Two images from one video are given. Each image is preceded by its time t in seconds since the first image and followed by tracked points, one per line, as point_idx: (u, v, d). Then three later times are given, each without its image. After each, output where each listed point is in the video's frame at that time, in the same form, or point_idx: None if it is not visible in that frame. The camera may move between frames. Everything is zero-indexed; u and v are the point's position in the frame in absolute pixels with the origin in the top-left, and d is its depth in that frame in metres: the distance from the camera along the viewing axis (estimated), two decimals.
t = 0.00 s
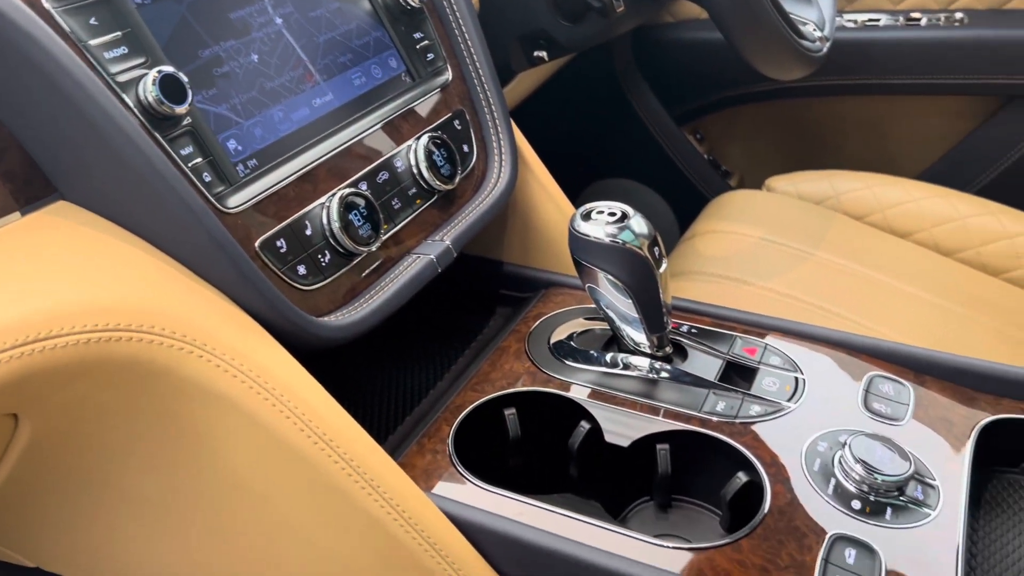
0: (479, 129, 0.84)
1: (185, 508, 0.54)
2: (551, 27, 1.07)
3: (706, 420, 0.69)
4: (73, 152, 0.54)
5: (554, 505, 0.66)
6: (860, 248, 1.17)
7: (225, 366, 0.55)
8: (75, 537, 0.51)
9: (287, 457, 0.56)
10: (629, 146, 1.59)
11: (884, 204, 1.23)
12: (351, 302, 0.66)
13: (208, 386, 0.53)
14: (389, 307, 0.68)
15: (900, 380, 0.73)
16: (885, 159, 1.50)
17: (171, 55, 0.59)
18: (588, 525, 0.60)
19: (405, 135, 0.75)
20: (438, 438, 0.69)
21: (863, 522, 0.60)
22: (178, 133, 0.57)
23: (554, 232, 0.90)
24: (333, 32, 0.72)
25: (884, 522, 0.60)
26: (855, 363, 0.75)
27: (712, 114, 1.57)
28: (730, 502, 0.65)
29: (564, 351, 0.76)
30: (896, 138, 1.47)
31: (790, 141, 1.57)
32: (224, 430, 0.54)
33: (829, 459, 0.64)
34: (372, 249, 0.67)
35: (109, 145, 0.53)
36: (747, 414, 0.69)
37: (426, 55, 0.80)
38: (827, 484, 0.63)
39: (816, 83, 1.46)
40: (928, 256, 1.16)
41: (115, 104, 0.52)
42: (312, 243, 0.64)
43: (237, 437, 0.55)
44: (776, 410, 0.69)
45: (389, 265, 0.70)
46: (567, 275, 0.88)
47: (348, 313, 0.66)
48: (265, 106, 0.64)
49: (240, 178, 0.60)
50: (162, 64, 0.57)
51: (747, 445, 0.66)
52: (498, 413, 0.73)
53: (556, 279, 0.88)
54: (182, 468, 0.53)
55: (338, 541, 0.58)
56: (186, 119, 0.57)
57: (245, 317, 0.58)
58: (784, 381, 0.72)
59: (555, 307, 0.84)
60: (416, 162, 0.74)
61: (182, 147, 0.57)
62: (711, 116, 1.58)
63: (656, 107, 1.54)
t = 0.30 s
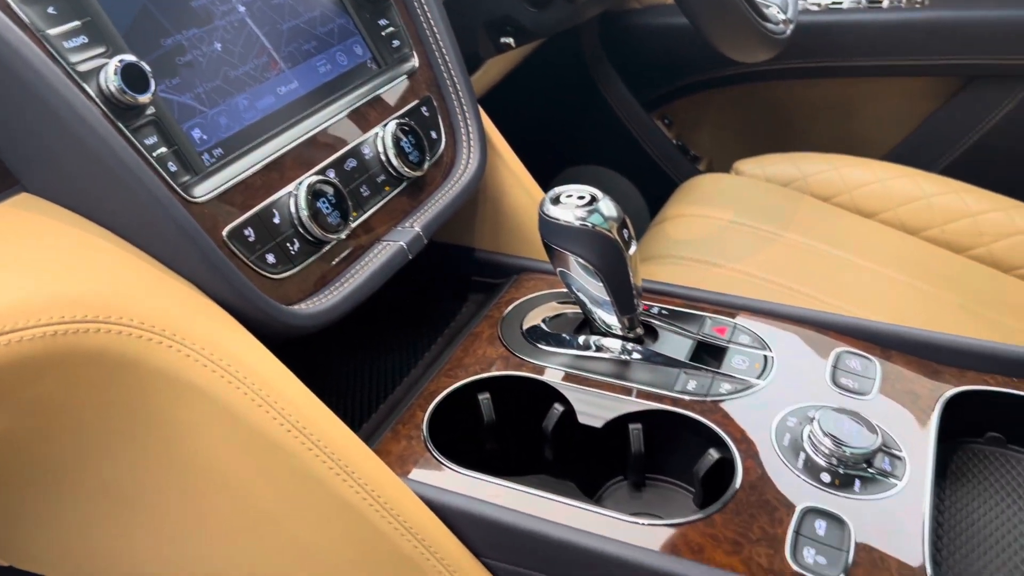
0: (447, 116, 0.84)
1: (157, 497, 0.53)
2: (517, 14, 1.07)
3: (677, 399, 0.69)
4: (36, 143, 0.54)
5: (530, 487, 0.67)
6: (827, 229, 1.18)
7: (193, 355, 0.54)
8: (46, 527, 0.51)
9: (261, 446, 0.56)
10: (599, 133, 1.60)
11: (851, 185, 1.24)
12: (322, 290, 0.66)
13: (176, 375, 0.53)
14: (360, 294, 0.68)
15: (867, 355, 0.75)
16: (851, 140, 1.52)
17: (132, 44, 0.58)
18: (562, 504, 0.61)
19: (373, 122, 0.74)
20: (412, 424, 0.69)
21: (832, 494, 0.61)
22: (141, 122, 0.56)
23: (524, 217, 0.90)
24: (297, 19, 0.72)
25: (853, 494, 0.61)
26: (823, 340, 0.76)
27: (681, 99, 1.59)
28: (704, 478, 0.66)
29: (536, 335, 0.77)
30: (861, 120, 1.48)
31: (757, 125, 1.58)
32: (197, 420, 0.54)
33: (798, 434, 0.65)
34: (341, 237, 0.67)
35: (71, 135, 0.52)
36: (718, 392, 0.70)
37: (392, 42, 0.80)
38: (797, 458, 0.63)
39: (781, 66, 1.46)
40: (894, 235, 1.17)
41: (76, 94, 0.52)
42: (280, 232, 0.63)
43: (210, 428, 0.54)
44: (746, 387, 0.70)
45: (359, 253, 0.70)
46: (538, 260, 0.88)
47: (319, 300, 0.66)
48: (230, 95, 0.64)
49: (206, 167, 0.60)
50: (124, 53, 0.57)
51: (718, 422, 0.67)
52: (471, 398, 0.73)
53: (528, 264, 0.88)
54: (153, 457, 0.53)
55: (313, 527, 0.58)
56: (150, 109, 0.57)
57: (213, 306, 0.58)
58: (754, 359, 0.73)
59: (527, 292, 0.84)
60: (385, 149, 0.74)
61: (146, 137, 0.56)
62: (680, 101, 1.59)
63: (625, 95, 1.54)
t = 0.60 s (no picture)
0: (419, 97, 0.84)
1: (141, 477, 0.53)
2: None
3: (653, 369, 0.71)
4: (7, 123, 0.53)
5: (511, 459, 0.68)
6: (797, 206, 1.20)
7: (173, 334, 0.54)
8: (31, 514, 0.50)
9: (242, 424, 0.56)
10: (569, 117, 1.60)
11: (818, 162, 1.26)
12: (299, 270, 0.67)
13: (158, 355, 0.53)
14: (338, 273, 0.68)
15: (837, 323, 0.76)
16: (817, 120, 1.54)
17: (102, 24, 0.58)
18: (544, 474, 0.62)
19: (345, 102, 0.75)
20: (393, 402, 0.69)
21: (806, 457, 0.62)
22: (113, 103, 0.56)
23: (497, 193, 0.91)
24: None
25: (827, 456, 0.62)
26: (794, 310, 0.78)
27: (650, 81, 1.60)
28: (681, 446, 0.67)
29: (512, 312, 0.78)
30: (827, 98, 1.50)
31: (725, 106, 1.60)
32: (180, 400, 0.54)
33: (772, 401, 0.66)
34: (316, 216, 0.68)
35: (43, 115, 0.52)
36: (693, 362, 0.71)
37: (362, 22, 0.80)
38: (772, 424, 0.65)
39: (748, 46, 1.48)
40: (861, 210, 1.19)
41: (47, 75, 0.51)
42: (256, 212, 0.63)
43: (192, 407, 0.54)
44: (720, 357, 0.71)
45: (335, 233, 0.70)
46: (513, 240, 0.89)
47: (297, 280, 0.66)
48: (201, 76, 0.64)
49: (180, 147, 0.60)
50: (93, 33, 0.56)
51: (694, 391, 0.68)
52: (450, 375, 0.74)
53: (503, 243, 0.89)
54: (137, 438, 0.52)
55: (296, 503, 0.58)
56: (121, 89, 0.57)
57: (190, 284, 0.58)
58: (727, 329, 0.75)
59: (502, 271, 0.85)
60: (358, 129, 0.74)
61: (119, 117, 0.56)
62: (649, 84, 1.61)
63: (594, 78, 1.55)
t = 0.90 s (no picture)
0: (396, 86, 0.84)
1: (128, 469, 0.53)
2: None
3: (639, 352, 0.71)
4: None
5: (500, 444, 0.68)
6: (769, 190, 1.21)
7: (161, 329, 0.53)
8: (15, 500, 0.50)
9: (233, 417, 0.55)
10: (541, 105, 1.61)
11: (787, 146, 1.28)
12: (283, 261, 0.66)
13: (146, 349, 0.52)
14: (322, 263, 0.68)
15: (817, 303, 0.77)
16: (785, 104, 1.55)
17: (77, 14, 0.56)
18: (535, 458, 0.62)
19: (324, 91, 0.74)
20: (380, 391, 0.69)
21: (793, 434, 0.63)
22: (92, 94, 0.55)
23: (477, 184, 0.92)
24: None
25: (812, 433, 0.63)
26: (775, 291, 0.79)
27: (621, 69, 1.61)
28: (668, 428, 0.68)
29: (496, 300, 0.78)
30: (794, 83, 1.52)
31: (694, 91, 1.61)
32: (167, 393, 0.53)
33: (757, 380, 0.67)
34: (299, 207, 0.67)
35: (22, 107, 0.51)
36: (678, 344, 0.72)
37: (337, 12, 0.79)
38: (757, 403, 0.66)
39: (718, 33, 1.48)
40: (831, 194, 1.20)
41: (26, 66, 0.50)
42: (238, 203, 0.63)
43: (181, 401, 0.53)
44: (704, 339, 0.72)
45: (317, 223, 0.70)
46: (493, 228, 0.89)
47: (282, 271, 0.66)
48: (179, 66, 0.63)
49: (160, 139, 0.59)
50: (69, 24, 0.55)
51: (679, 372, 0.69)
52: (436, 363, 0.74)
53: (484, 232, 0.89)
54: (123, 431, 0.52)
55: (287, 492, 0.58)
56: (99, 80, 0.56)
57: (178, 277, 0.57)
58: (709, 312, 0.75)
59: (485, 259, 0.85)
60: (338, 119, 0.73)
61: (98, 108, 0.55)
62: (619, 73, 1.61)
63: (564, 66, 1.55)
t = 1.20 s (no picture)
0: (367, 82, 0.84)
1: (124, 475, 0.52)
2: None
3: (621, 339, 0.72)
4: None
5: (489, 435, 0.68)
6: (735, 178, 1.23)
7: (151, 333, 0.52)
8: (7, 519, 0.48)
9: (226, 418, 0.55)
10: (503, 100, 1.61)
11: (748, 134, 1.29)
12: (265, 261, 0.66)
13: (138, 354, 0.51)
14: (303, 262, 0.68)
15: (790, 286, 0.79)
16: (743, 93, 1.58)
17: (49, 16, 0.56)
18: (526, 447, 0.63)
19: (297, 90, 0.74)
20: (367, 388, 0.69)
21: (775, 413, 0.65)
22: (68, 97, 0.54)
23: (447, 178, 0.92)
24: None
25: (794, 411, 0.65)
26: (749, 275, 0.80)
27: (581, 62, 1.62)
28: (653, 412, 0.69)
29: (477, 293, 0.78)
30: (751, 72, 1.54)
31: (653, 82, 1.63)
32: (160, 397, 0.52)
33: (738, 362, 0.69)
34: (277, 206, 0.67)
35: None
36: (658, 330, 0.73)
37: (307, 9, 0.79)
38: (739, 384, 0.67)
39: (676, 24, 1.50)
40: (794, 179, 1.23)
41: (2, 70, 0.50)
42: (218, 203, 0.63)
43: (174, 404, 0.53)
44: (683, 324, 0.73)
45: (296, 222, 0.70)
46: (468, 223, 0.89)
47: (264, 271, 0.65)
48: (153, 68, 0.62)
49: (138, 141, 0.59)
50: (41, 26, 0.55)
51: (661, 357, 0.70)
52: (420, 357, 0.74)
53: (459, 226, 0.89)
54: (117, 437, 0.51)
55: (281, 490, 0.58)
56: (74, 82, 0.55)
57: (164, 279, 0.57)
58: (687, 297, 0.77)
59: (462, 254, 0.85)
60: (312, 117, 0.73)
61: (74, 111, 0.55)
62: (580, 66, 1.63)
63: (524, 60, 1.55)
